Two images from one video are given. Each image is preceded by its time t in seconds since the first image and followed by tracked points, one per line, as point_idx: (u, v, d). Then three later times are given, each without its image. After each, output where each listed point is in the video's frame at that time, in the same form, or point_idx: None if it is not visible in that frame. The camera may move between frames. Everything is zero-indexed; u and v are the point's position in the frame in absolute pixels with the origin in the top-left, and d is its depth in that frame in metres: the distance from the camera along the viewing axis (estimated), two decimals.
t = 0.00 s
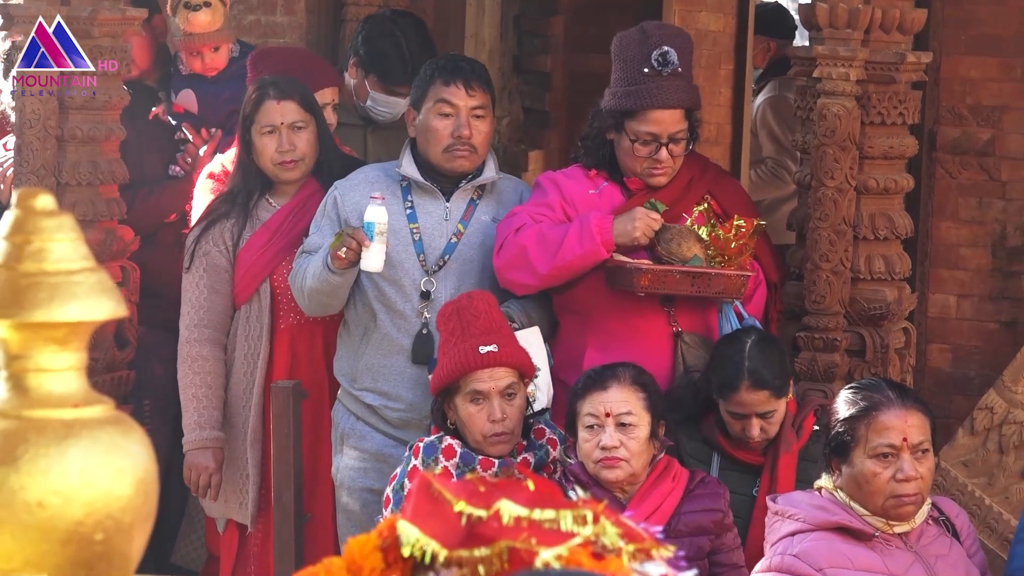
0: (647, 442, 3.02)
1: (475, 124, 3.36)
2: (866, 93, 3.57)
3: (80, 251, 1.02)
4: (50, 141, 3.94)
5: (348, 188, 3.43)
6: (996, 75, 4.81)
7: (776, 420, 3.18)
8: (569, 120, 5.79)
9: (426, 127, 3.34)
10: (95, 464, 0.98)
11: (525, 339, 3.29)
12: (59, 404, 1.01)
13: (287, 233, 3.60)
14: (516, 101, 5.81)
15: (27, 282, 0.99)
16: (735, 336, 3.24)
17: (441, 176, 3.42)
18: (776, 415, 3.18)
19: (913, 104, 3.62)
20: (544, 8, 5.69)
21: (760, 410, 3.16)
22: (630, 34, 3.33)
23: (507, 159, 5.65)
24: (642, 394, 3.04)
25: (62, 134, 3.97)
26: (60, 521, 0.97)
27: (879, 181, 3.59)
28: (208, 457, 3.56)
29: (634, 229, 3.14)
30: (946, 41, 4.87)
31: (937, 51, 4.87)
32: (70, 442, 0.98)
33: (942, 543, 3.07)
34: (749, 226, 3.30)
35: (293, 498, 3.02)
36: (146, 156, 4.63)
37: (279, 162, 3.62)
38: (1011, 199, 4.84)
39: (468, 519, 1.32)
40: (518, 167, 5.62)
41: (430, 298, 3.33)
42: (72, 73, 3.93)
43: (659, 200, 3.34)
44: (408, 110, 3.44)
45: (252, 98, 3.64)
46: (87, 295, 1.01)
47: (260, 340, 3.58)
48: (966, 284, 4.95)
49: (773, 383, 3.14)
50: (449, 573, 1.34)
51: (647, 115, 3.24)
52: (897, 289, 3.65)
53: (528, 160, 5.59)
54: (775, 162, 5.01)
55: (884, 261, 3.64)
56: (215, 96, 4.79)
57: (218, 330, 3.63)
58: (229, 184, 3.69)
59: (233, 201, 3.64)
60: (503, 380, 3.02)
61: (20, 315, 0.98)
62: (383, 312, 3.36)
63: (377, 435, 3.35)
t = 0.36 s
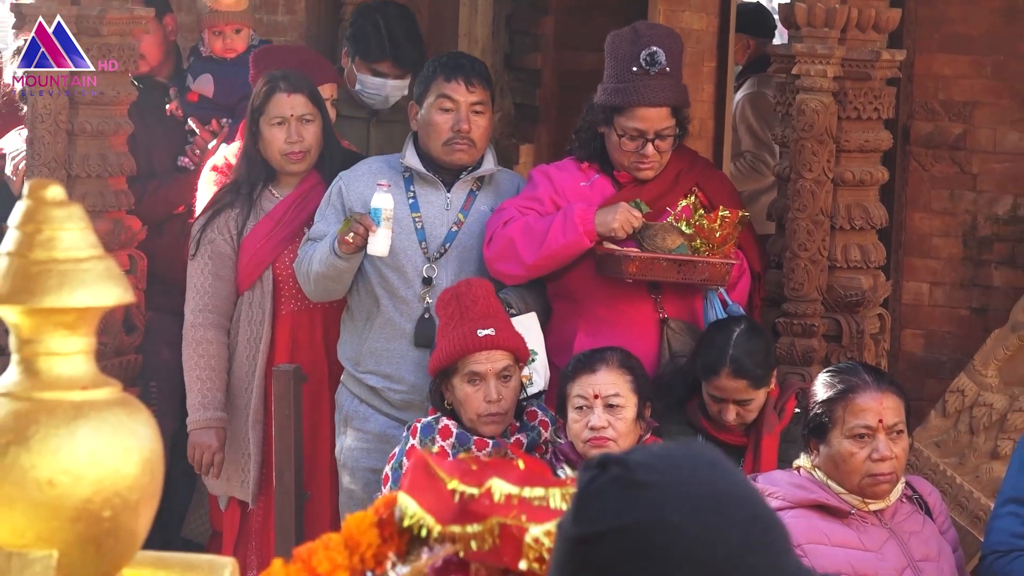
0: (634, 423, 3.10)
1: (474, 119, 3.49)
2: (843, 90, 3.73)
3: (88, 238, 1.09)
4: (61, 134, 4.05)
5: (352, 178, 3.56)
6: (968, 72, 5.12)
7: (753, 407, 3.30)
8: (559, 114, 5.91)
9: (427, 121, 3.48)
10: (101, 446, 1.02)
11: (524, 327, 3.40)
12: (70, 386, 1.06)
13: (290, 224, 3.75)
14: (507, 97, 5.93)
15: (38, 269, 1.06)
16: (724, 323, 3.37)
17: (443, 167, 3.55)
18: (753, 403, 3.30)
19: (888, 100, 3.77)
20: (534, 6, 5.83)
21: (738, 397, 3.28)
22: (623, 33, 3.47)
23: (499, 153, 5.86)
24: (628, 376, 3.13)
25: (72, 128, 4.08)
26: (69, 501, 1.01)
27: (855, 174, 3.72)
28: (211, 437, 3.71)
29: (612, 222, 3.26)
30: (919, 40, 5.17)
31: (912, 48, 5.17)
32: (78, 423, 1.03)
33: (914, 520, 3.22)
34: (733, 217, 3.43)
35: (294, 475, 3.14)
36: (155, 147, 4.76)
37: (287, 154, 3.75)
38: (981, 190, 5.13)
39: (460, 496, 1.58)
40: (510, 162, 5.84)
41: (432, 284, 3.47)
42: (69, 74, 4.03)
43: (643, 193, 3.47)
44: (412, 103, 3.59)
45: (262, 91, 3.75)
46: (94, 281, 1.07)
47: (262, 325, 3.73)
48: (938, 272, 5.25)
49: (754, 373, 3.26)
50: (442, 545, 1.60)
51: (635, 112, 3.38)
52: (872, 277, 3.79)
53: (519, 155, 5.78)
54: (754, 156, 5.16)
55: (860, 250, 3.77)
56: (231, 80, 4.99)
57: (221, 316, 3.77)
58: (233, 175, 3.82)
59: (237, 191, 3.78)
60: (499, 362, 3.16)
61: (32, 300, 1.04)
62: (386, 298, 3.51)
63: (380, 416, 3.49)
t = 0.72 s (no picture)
0: (615, 407, 3.22)
1: (460, 115, 3.63)
2: (817, 86, 3.89)
3: (92, 230, 1.21)
4: (66, 130, 4.18)
5: (345, 173, 3.70)
6: (937, 71, 5.13)
7: (727, 399, 3.37)
8: (544, 109, 6.05)
9: (416, 117, 3.63)
10: (106, 427, 1.15)
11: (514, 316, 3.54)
12: (73, 370, 1.19)
13: (287, 215, 3.88)
14: (494, 93, 6.05)
15: (41, 260, 1.19)
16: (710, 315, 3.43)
17: (432, 161, 3.70)
18: (728, 394, 3.37)
19: (860, 97, 3.92)
20: (519, 7, 5.97)
21: (711, 386, 3.34)
22: (601, 35, 3.62)
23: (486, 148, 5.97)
24: (610, 361, 3.25)
25: (77, 124, 4.20)
26: (73, 478, 1.14)
27: (827, 167, 3.88)
28: (210, 419, 3.86)
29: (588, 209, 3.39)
30: (890, 38, 5.17)
31: (883, 48, 5.16)
32: (82, 407, 1.15)
33: (885, 500, 3.34)
34: (713, 210, 3.60)
35: (289, 457, 3.29)
36: (158, 142, 4.88)
37: (286, 147, 3.89)
38: (948, 183, 5.16)
39: (448, 477, 1.69)
40: (496, 156, 5.94)
41: (422, 275, 3.62)
42: (70, 74, 4.17)
43: (625, 186, 3.62)
44: (401, 100, 3.73)
45: (264, 87, 3.91)
46: (98, 268, 1.20)
47: (259, 312, 3.88)
48: (908, 262, 5.25)
49: (731, 367, 3.32)
50: (432, 523, 1.72)
51: (617, 109, 3.52)
52: (844, 266, 3.95)
53: (504, 149, 5.87)
54: (730, 150, 5.29)
55: (832, 241, 3.92)
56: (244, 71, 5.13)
57: (220, 303, 3.92)
58: (233, 166, 3.97)
59: (236, 183, 3.92)
60: (492, 347, 3.32)
61: (38, 288, 1.17)
62: (378, 288, 3.66)
63: (372, 400, 3.65)
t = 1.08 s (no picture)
0: (602, 391, 3.28)
1: (449, 112, 3.77)
2: (794, 84, 4.04)
3: (99, 223, 1.33)
4: (74, 126, 4.31)
5: (340, 168, 3.85)
6: (909, 68, 5.46)
7: (704, 378, 3.46)
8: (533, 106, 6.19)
9: (406, 114, 3.77)
10: (112, 412, 1.27)
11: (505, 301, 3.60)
12: (80, 356, 1.30)
13: (287, 208, 4.03)
14: (485, 91, 6.19)
15: (52, 249, 1.30)
16: (690, 301, 3.52)
17: (422, 156, 3.85)
18: (706, 375, 3.47)
19: (835, 94, 4.08)
20: (508, 7, 6.11)
21: (688, 367, 3.44)
22: (589, 34, 3.75)
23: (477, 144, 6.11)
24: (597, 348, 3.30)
25: (85, 120, 4.33)
26: (79, 460, 1.25)
27: (805, 162, 4.03)
28: (213, 403, 4.02)
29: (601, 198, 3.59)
30: (864, 38, 5.51)
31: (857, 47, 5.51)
32: (87, 392, 1.27)
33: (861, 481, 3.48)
34: (697, 202, 3.73)
35: (288, 439, 3.44)
36: (165, 138, 5.02)
37: (287, 142, 4.03)
38: (920, 177, 5.49)
39: (441, 458, 1.79)
40: (487, 152, 6.08)
41: (414, 266, 3.77)
42: (70, 74, 4.30)
43: (612, 179, 3.77)
44: (392, 98, 3.87)
45: (265, 84, 4.05)
46: (105, 259, 1.31)
47: (259, 302, 4.04)
48: (881, 253, 5.60)
49: (708, 349, 3.42)
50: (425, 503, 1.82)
51: (610, 104, 3.66)
52: (820, 256, 4.10)
53: (495, 145, 6.02)
54: (711, 145, 5.41)
55: (809, 233, 4.08)
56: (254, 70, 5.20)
57: (222, 292, 4.08)
58: (235, 161, 4.12)
59: (239, 177, 4.08)
60: (489, 333, 3.45)
61: (48, 276, 1.28)
62: (372, 278, 3.80)
63: (365, 386, 3.79)
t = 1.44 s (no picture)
0: (589, 375, 3.37)
1: (437, 105, 3.92)
2: (776, 81, 4.19)
3: (106, 213, 1.43)
4: (83, 121, 4.44)
5: (336, 163, 3.99)
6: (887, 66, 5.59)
7: (685, 359, 3.58)
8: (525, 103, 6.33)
9: (396, 109, 3.92)
10: (118, 395, 1.38)
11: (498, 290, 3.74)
12: (88, 342, 1.41)
13: (287, 201, 4.17)
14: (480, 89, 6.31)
15: (62, 240, 1.40)
16: (670, 286, 3.68)
17: (414, 149, 3.99)
18: (686, 355, 3.58)
19: (815, 91, 4.23)
20: (502, 6, 6.25)
21: (670, 346, 3.57)
22: (589, 30, 3.90)
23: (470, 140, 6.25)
24: (585, 334, 3.40)
25: (94, 116, 4.46)
26: (89, 442, 1.36)
27: (786, 156, 4.18)
28: (219, 388, 4.19)
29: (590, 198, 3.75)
30: (843, 37, 5.61)
31: (837, 45, 5.60)
32: (96, 376, 1.38)
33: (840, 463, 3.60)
34: (682, 194, 3.90)
35: (289, 423, 3.60)
36: (172, 132, 5.14)
37: (284, 142, 4.18)
38: (897, 170, 5.64)
39: (436, 441, 1.86)
40: (480, 147, 6.22)
41: (409, 255, 3.92)
42: (73, 74, 4.44)
43: (603, 172, 3.91)
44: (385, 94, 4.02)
45: (259, 87, 4.18)
46: (111, 249, 1.42)
47: (262, 291, 4.19)
48: (860, 243, 5.71)
49: (688, 329, 3.55)
50: (421, 484, 1.90)
51: (604, 98, 3.80)
52: (802, 247, 4.24)
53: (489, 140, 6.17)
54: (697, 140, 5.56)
55: (791, 224, 4.22)
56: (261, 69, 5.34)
57: (227, 281, 4.23)
58: (240, 155, 4.28)
59: (244, 172, 4.23)
60: (502, 329, 3.55)
61: (58, 265, 1.38)
62: (369, 267, 3.96)
63: (363, 370, 3.95)
